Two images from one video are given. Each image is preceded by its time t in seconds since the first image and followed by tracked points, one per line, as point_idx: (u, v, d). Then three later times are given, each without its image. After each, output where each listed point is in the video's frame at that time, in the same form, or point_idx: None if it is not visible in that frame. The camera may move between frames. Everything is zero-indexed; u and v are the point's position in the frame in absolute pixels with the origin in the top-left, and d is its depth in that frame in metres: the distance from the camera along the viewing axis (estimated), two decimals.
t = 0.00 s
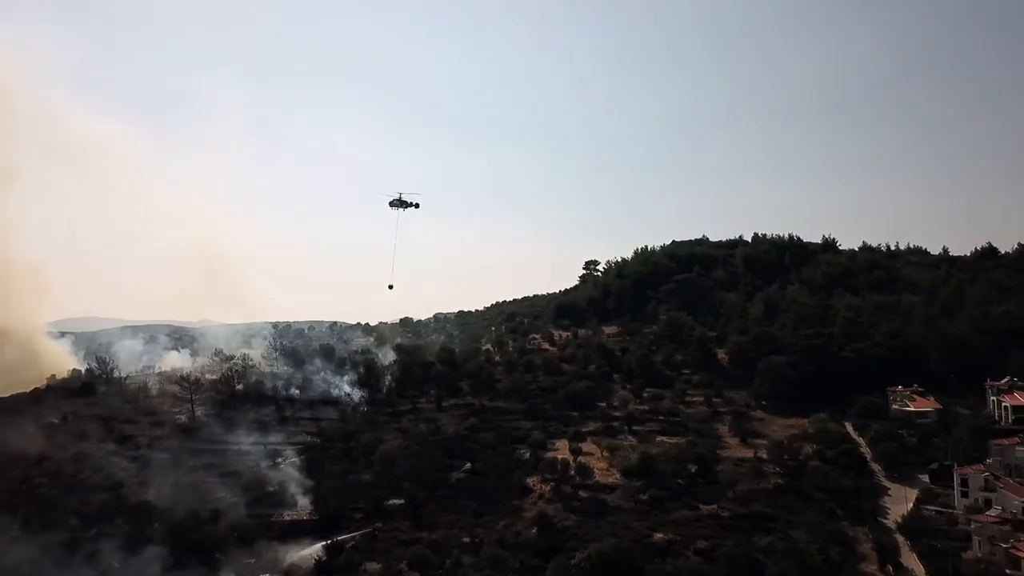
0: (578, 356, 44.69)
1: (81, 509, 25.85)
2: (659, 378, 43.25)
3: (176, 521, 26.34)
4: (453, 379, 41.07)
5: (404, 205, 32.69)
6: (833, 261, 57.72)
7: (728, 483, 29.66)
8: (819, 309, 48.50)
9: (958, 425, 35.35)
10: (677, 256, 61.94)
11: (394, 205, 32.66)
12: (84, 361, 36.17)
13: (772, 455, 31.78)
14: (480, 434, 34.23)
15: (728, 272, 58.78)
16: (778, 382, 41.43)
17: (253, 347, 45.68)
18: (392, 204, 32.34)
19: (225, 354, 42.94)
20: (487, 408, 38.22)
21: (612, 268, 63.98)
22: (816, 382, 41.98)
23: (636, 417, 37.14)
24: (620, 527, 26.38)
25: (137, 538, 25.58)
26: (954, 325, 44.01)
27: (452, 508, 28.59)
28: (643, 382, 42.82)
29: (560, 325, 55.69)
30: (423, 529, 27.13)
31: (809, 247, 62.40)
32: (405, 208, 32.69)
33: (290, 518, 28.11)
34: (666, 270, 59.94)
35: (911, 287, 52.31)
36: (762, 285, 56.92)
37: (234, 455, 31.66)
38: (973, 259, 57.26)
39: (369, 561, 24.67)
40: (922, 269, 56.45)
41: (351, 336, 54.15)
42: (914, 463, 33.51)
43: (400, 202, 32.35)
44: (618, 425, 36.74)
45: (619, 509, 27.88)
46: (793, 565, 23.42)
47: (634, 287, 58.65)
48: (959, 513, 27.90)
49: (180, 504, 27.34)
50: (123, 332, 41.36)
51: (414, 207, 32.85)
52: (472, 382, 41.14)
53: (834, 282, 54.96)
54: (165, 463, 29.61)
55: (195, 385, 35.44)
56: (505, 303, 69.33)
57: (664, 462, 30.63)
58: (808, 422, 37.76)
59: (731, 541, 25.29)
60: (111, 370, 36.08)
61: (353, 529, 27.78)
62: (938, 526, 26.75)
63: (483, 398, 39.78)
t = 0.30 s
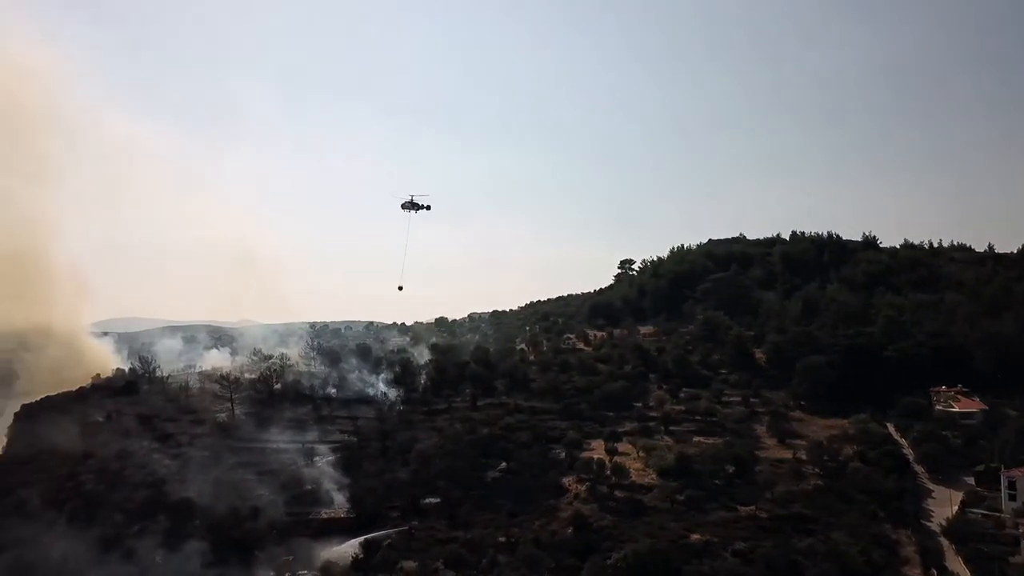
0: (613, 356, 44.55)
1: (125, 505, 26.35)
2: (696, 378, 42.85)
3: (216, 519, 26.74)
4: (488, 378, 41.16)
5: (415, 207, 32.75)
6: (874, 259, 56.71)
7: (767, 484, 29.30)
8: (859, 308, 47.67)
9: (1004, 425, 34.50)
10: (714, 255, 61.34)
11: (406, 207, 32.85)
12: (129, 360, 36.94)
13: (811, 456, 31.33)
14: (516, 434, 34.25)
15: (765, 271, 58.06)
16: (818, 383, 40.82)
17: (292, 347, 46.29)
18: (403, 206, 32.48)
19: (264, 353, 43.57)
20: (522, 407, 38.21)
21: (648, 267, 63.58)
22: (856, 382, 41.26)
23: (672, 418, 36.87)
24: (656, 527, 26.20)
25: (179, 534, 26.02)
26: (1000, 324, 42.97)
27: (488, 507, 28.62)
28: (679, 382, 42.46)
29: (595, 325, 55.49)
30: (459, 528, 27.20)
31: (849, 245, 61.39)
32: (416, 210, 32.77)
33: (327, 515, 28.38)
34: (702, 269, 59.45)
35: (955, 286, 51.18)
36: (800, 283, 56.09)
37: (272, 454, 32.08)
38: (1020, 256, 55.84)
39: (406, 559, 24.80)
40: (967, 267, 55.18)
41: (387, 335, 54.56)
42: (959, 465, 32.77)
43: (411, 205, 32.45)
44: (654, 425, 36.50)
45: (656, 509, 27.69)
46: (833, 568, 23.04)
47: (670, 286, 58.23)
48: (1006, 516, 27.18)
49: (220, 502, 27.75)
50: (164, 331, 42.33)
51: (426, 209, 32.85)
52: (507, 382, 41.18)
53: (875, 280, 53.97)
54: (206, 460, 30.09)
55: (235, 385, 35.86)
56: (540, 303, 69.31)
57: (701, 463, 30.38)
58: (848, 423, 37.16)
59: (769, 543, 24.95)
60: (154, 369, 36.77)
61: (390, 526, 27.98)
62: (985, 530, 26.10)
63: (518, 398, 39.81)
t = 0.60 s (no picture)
0: (649, 356, 44.36)
1: (166, 502, 26.77)
2: (733, 378, 42.38)
3: (255, 516, 27.07)
4: (523, 378, 41.16)
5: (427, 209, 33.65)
6: (916, 257, 55.56)
7: (806, 485, 28.88)
8: (901, 307, 46.75)
9: None
10: (752, 253, 60.59)
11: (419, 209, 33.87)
12: (170, 359, 37.66)
13: (852, 457, 30.81)
14: (551, 434, 34.20)
15: (804, 270, 57.24)
16: (858, 383, 40.13)
17: (329, 347, 46.79)
18: (416, 208, 33.40)
19: (302, 353, 44.08)
20: (557, 407, 38.13)
21: (684, 266, 63.10)
22: (899, 383, 40.46)
23: (709, 418, 36.54)
24: (693, 528, 25.96)
25: (220, 530, 26.41)
26: None
27: (523, 507, 28.61)
28: (716, 382, 42.02)
29: (631, 325, 55.20)
30: (494, 527, 27.23)
31: (891, 243, 60.22)
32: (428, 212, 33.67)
33: (364, 513, 28.58)
34: (739, 268, 58.86)
35: (1001, 284, 49.93)
36: (840, 281, 55.17)
37: (311, 453, 32.42)
38: None
39: (442, 558, 24.87)
40: (1014, 264, 53.77)
41: (423, 335, 54.83)
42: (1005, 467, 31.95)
43: (423, 207, 33.27)
44: (691, 426, 36.18)
45: (693, 510, 27.44)
46: (875, 571, 22.63)
47: (707, 285, 57.72)
48: None
49: (259, 499, 28.12)
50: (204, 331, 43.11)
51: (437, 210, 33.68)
52: (542, 382, 41.15)
53: (917, 279, 52.89)
54: (246, 458, 30.52)
55: (273, 384, 36.35)
56: (575, 303, 69.13)
57: (739, 464, 30.04)
58: (890, 425, 36.47)
59: (809, 545, 24.58)
60: (194, 368, 37.43)
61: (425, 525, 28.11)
62: None
63: (553, 398, 39.73)
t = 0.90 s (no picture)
0: (686, 356, 44.16)
1: (207, 500, 27.23)
2: (771, 378, 41.83)
3: (294, 514, 27.40)
4: (558, 378, 41.08)
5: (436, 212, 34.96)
6: (960, 255, 54.36)
7: (847, 487, 28.40)
8: (945, 306, 45.76)
9: None
10: (789, 252, 59.81)
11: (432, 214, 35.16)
12: (211, 359, 38.32)
13: (894, 459, 30.24)
14: (586, 434, 34.12)
15: (844, 268, 56.32)
16: (900, 383, 39.38)
17: (366, 346, 47.18)
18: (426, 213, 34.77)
19: (338, 352, 44.54)
20: (593, 407, 37.99)
21: (721, 265, 62.51)
22: (943, 382, 39.59)
23: (746, 419, 36.15)
24: (731, 529, 25.67)
25: (259, 527, 26.77)
26: None
27: (559, 507, 28.55)
28: (753, 382, 41.52)
29: (667, 325, 54.82)
30: (530, 527, 27.21)
31: (933, 240, 58.99)
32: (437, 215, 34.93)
33: (401, 512, 28.73)
34: (777, 266, 58.19)
35: None
36: (881, 280, 54.18)
37: (348, 451, 32.73)
38: None
39: (478, 557, 24.93)
40: None
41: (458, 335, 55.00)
42: None
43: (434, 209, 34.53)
44: (728, 426, 35.79)
45: (730, 512, 27.14)
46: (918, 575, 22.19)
47: (744, 283, 57.11)
48: None
49: (298, 497, 28.44)
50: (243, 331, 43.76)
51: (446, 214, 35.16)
52: (577, 382, 41.04)
53: (961, 277, 51.74)
54: (284, 457, 30.91)
55: (311, 383, 36.78)
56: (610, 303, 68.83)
57: (777, 465, 29.66)
58: (933, 426, 35.73)
59: (850, 548, 24.18)
60: (234, 368, 38.02)
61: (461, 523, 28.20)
62: None
63: (589, 397, 39.58)
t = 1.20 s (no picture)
0: (722, 356, 43.72)
1: (247, 497, 27.61)
2: (811, 378, 41.22)
3: (332, 511, 27.65)
4: (594, 379, 40.92)
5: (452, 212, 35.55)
6: (1006, 253, 53.03)
7: (889, 489, 27.86)
8: (990, 304, 44.67)
9: None
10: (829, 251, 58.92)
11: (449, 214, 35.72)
12: (249, 359, 38.87)
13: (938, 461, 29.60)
14: (622, 434, 33.96)
15: (885, 266, 55.28)
16: (944, 384, 38.56)
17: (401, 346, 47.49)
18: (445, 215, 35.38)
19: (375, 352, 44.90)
20: (629, 407, 37.78)
21: (758, 264, 61.79)
22: (988, 383, 38.64)
23: (785, 420, 35.67)
24: (770, 531, 25.33)
25: (297, 524, 27.07)
26: None
27: (595, 506, 28.42)
28: (792, 382, 40.95)
29: (704, 325, 54.36)
30: (566, 527, 27.13)
31: (977, 237, 57.64)
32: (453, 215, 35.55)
33: (437, 511, 28.82)
34: (816, 265, 57.35)
35: None
36: (924, 278, 53.10)
37: (384, 450, 32.96)
38: None
39: (514, 557, 24.93)
40: None
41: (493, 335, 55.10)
42: None
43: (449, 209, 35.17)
44: (766, 427, 35.34)
45: (769, 513, 26.79)
46: None
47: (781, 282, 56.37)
48: None
49: (335, 495, 28.69)
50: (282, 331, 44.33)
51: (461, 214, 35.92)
52: (613, 382, 40.84)
53: (1007, 275, 50.47)
54: (321, 455, 31.21)
55: (348, 383, 37.13)
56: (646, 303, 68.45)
57: (817, 467, 29.20)
58: (979, 428, 34.91)
59: (893, 552, 23.72)
60: (272, 367, 38.53)
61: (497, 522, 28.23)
62: None
63: (625, 397, 39.37)
